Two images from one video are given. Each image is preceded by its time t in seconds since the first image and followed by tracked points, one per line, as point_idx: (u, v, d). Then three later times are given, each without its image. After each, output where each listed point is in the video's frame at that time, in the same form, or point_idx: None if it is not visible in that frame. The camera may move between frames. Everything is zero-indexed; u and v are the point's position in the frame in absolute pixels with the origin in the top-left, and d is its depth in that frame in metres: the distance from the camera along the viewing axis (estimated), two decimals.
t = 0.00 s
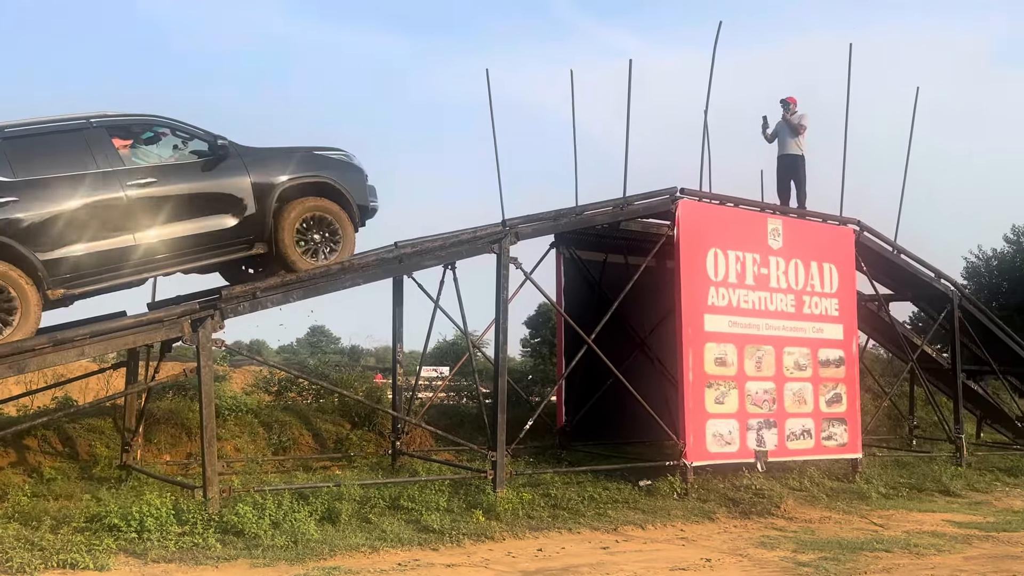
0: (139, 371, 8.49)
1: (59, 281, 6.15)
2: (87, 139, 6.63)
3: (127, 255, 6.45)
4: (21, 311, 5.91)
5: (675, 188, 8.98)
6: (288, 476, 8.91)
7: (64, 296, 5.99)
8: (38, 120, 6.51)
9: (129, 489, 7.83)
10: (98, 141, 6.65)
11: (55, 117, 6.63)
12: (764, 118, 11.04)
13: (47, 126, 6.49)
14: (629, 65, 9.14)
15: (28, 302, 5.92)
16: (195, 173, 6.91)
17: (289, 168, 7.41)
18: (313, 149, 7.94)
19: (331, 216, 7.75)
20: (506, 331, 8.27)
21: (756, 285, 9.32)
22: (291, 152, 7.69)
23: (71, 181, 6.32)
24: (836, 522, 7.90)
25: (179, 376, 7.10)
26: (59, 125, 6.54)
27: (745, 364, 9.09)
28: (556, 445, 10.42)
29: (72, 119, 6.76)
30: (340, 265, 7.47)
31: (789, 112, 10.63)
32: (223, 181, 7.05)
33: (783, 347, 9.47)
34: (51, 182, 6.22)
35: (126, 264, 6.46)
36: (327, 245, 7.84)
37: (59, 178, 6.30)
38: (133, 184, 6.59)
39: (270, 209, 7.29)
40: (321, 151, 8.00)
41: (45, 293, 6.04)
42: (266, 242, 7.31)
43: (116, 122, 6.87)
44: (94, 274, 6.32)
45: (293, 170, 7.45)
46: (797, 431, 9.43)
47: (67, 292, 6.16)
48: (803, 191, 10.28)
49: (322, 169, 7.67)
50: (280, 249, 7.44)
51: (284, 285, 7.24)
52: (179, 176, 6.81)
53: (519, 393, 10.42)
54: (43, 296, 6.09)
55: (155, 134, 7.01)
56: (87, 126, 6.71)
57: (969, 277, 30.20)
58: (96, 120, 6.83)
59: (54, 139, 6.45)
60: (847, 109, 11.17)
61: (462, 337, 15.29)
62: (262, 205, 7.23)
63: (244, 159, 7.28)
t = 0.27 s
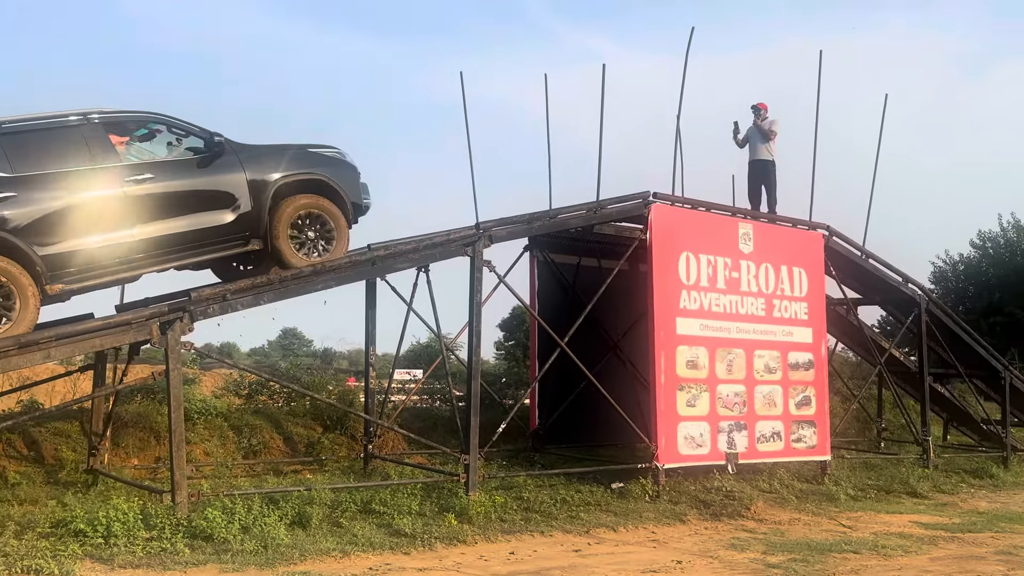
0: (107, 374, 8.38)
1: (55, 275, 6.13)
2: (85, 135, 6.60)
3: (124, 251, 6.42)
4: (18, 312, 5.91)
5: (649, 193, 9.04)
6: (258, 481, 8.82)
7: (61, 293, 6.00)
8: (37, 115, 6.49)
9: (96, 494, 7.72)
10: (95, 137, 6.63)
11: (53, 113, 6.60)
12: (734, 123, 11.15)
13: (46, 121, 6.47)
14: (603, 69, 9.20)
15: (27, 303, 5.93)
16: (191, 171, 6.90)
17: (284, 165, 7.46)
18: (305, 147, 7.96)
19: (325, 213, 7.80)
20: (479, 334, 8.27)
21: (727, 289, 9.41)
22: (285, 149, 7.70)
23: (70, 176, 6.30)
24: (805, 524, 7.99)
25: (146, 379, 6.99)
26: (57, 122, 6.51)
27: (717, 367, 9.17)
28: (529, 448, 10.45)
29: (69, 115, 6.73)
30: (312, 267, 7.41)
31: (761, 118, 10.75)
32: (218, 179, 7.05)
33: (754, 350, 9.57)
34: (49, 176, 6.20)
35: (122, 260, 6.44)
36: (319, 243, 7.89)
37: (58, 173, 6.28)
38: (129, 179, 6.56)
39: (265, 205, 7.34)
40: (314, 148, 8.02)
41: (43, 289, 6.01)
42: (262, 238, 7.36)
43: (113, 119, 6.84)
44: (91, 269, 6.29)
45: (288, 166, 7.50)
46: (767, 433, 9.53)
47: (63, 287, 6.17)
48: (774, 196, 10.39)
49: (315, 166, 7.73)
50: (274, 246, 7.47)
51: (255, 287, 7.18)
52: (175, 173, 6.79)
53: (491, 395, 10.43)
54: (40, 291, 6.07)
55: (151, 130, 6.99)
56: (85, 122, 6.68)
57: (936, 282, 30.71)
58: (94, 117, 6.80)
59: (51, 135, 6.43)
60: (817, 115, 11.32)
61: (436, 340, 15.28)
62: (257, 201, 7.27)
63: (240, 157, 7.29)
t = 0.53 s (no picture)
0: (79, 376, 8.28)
1: (59, 270, 6.18)
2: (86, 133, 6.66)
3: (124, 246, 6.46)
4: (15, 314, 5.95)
5: (625, 195, 9.11)
6: (232, 484, 8.73)
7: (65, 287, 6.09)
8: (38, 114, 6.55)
9: (66, 498, 7.61)
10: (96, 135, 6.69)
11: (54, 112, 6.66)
12: (710, 127, 11.23)
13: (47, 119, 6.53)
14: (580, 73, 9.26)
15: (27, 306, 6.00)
16: (189, 167, 6.92)
17: (281, 162, 7.52)
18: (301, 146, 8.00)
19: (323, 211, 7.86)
20: (456, 336, 8.27)
21: (703, 292, 9.47)
22: (282, 147, 7.74)
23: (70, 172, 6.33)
24: (780, 525, 8.06)
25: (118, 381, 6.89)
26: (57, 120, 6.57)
27: (692, 369, 9.22)
28: (506, 450, 10.46)
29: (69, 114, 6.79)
30: (287, 269, 7.35)
31: (737, 122, 10.85)
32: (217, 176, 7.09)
33: (729, 353, 9.64)
34: (50, 172, 6.23)
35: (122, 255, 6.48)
36: (318, 241, 7.95)
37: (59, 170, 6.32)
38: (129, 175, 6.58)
39: (263, 201, 7.39)
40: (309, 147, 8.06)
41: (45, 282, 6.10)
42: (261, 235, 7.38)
43: (112, 116, 6.90)
44: (92, 264, 6.32)
45: (286, 163, 7.56)
46: (742, 435, 9.60)
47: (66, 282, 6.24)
48: (750, 200, 10.49)
49: (313, 163, 7.80)
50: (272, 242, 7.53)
51: (228, 289, 7.11)
52: (173, 170, 6.83)
53: (468, 398, 10.44)
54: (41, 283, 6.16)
55: (149, 128, 7.04)
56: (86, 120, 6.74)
57: (909, 285, 31.11)
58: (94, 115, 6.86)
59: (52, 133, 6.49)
60: (791, 120, 11.45)
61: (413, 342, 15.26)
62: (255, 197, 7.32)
63: (238, 154, 7.32)
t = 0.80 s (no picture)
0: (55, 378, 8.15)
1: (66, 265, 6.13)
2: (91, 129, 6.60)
3: (128, 242, 6.41)
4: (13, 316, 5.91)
5: (607, 197, 9.12)
6: (211, 487, 8.64)
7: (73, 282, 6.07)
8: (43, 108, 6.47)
9: (41, 501, 7.49)
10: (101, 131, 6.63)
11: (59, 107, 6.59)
12: (691, 129, 11.28)
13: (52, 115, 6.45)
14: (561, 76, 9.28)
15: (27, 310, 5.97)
16: (192, 164, 6.87)
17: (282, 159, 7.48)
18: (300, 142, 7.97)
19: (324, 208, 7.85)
20: (437, 337, 8.24)
21: (684, 293, 9.51)
22: (282, 143, 7.70)
23: (77, 167, 6.25)
24: (760, 526, 8.10)
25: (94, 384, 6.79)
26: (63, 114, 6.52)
27: (673, 370, 9.26)
28: (487, 452, 10.45)
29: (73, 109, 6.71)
30: (267, 269, 7.30)
31: (717, 125, 10.91)
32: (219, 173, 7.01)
33: (710, 354, 9.69)
34: (57, 168, 6.16)
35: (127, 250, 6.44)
36: (319, 237, 7.93)
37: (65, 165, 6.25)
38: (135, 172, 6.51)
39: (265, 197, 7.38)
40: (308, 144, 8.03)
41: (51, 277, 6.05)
42: (263, 231, 7.36)
43: (116, 112, 6.84)
44: (95, 259, 6.28)
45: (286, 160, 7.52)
46: (722, 436, 9.64)
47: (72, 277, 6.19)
48: (730, 202, 10.55)
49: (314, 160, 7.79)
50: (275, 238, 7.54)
51: (208, 290, 7.04)
52: (178, 166, 6.77)
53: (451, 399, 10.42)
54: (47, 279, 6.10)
55: (152, 124, 7.00)
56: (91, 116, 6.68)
57: (886, 287, 31.45)
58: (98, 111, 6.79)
59: (58, 127, 6.43)
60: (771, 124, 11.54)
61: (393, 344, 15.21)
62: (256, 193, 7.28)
63: (239, 151, 7.29)
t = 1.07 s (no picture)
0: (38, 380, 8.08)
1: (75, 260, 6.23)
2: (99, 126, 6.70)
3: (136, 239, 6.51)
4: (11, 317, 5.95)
5: (593, 197, 9.13)
6: (195, 489, 8.57)
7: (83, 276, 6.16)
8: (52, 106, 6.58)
9: (24, 504, 7.40)
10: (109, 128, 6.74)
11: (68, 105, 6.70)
12: (676, 131, 11.31)
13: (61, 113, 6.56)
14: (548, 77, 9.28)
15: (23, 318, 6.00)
16: (199, 161, 6.98)
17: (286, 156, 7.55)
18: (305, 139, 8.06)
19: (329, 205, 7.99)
20: (423, 338, 8.22)
21: (670, 294, 9.54)
22: (287, 140, 7.79)
23: (85, 164, 6.36)
24: (746, 525, 8.14)
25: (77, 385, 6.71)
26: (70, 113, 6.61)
27: (659, 370, 9.28)
28: (473, 453, 10.43)
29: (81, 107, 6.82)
30: (251, 270, 7.25)
31: (702, 126, 10.95)
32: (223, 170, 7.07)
33: (696, 354, 9.73)
34: (66, 165, 6.26)
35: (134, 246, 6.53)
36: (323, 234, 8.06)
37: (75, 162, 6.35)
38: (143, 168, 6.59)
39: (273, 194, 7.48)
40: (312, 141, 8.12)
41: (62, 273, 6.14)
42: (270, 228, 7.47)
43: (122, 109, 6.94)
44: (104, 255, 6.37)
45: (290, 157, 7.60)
46: (707, 436, 9.68)
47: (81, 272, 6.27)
48: (715, 203, 10.59)
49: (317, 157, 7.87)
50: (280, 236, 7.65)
51: (192, 291, 6.99)
52: (186, 163, 6.87)
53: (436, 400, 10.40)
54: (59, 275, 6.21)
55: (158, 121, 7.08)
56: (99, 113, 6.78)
57: (870, 288, 31.66)
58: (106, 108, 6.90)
59: (66, 124, 6.54)
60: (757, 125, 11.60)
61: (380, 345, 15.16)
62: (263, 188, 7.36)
63: (246, 148, 7.37)
